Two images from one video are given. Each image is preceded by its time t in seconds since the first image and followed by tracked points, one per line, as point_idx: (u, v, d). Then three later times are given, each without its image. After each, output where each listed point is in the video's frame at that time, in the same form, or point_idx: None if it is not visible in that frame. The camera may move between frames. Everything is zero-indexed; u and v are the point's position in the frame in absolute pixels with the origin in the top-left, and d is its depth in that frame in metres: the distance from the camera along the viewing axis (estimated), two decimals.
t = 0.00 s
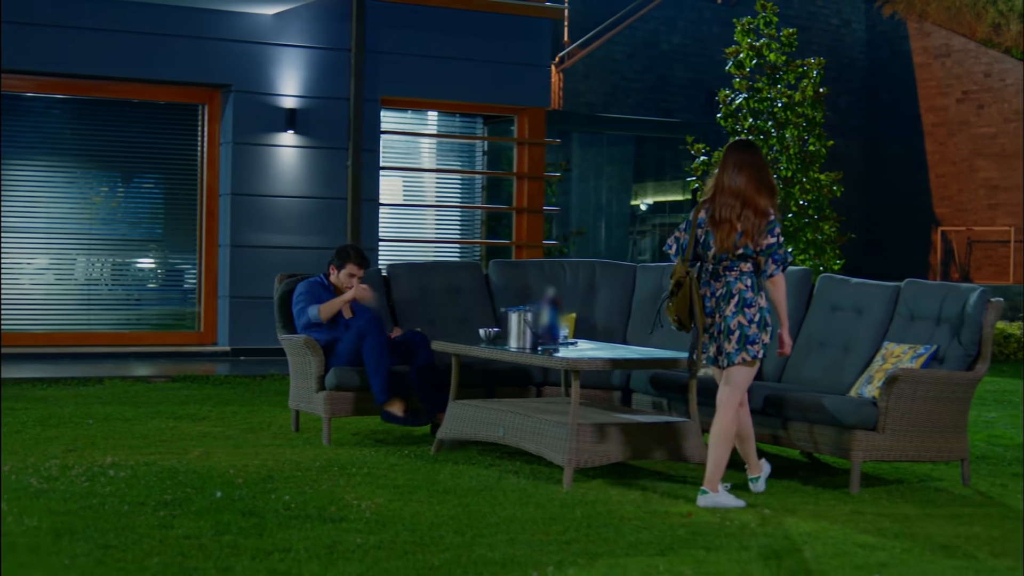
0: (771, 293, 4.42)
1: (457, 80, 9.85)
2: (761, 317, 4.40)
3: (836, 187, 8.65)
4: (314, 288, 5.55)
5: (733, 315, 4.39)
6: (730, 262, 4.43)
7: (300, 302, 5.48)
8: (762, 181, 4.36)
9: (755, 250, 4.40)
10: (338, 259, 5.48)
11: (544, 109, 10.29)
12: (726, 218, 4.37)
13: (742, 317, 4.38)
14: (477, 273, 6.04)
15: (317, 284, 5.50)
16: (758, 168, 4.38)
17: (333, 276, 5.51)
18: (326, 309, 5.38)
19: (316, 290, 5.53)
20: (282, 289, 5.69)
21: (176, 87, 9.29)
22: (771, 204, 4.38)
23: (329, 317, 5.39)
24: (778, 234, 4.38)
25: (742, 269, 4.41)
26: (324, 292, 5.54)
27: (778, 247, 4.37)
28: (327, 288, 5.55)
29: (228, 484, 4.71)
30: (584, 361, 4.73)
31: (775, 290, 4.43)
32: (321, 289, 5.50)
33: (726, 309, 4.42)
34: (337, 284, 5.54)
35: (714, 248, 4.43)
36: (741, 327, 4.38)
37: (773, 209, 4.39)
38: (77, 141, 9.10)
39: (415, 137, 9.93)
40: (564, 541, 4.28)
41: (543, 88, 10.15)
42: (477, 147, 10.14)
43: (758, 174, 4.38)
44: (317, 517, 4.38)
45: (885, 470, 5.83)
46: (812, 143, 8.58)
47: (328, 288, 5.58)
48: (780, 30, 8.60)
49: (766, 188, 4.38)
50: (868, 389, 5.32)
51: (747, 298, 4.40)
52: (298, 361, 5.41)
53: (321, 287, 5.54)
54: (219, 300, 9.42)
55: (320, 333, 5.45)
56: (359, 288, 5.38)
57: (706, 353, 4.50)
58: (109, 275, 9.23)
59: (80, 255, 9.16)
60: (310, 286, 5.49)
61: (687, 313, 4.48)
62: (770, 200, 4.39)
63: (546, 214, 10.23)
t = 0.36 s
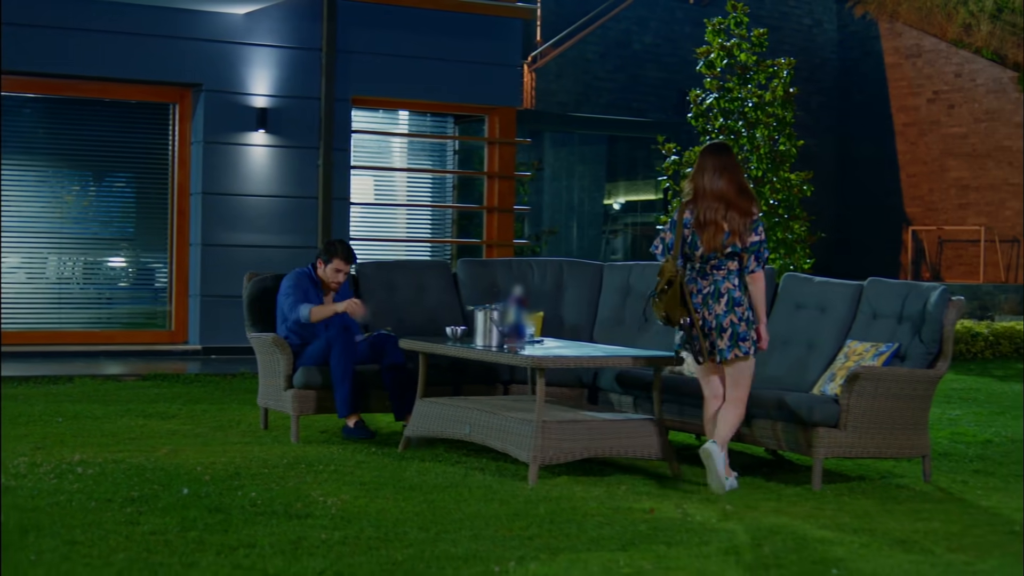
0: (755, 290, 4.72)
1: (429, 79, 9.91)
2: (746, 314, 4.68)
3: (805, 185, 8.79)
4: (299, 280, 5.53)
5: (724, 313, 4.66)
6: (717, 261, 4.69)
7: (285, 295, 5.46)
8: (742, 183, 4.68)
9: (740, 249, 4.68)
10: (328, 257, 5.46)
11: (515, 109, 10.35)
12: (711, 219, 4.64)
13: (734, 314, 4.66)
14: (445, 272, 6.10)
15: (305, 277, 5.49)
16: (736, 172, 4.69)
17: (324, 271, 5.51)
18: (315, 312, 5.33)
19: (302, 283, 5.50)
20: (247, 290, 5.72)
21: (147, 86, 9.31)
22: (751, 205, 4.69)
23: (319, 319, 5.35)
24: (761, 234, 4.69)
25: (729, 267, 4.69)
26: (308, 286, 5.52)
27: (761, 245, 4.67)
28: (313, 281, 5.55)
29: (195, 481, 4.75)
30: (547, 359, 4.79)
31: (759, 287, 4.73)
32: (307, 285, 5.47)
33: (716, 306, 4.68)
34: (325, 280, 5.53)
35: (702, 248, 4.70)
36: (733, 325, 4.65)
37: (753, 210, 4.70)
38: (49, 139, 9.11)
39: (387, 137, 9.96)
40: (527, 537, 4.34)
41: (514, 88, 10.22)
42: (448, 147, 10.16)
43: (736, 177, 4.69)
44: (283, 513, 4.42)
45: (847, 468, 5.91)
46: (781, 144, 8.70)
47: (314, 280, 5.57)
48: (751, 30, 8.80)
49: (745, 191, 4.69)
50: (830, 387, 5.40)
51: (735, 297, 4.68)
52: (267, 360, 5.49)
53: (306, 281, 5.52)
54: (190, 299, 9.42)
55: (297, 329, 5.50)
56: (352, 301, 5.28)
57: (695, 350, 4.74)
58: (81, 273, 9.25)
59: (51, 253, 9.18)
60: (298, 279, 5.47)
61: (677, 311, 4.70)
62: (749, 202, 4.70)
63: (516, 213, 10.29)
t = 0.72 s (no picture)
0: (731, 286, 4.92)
1: (401, 79, 9.96)
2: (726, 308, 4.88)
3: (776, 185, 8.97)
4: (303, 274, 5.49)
5: (712, 309, 4.82)
6: (700, 258, 4.84)
7: (293, 290, 5.41)
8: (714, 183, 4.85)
9: (720, 246, 4.87)
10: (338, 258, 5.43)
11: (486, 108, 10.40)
12: (694, 219, 4.80)
13: (718, 310, 4.84)
14: (414, 271, 6.15)
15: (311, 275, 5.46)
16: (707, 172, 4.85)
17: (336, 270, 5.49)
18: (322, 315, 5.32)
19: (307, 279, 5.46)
20: (218, 289, 5.79)
21: (117, 85, 9.33)
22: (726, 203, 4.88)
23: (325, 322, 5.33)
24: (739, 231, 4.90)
25: (712, 264, 4.87)
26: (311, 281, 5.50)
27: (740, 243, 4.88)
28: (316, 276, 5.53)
29: (163, 478, 4.79)
30: (513, 356, 4.84)
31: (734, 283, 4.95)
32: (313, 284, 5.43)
33: (702, 303, 4.82)
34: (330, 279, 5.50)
35: (686, 246, 4.83)
36: (719, 320, 4.84)
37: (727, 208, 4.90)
38: (21, 138, 9.11)
39: (358, 136, 10.01)
40: (491, 532, 4.40)
41: (485, 88, 10.28)
42: (419, 146, 10.20)
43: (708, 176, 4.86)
44: (250, 510, 4.47)
45: (812, 465, 5.99)
46: (752, 143, 8.96)
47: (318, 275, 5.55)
48: (722, 30, 8.94)
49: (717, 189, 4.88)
50: (794, 383, 5.48)
51: (718, 292, 4.86)
52: (237, 357, 5.60)
53: (311, 276, 5.49)
54: (162, 298, 9.43)
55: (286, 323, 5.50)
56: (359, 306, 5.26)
57: (677, 346, 4.83)
58: (53, 272, 9.26)
59: (23, 252, 9.17)
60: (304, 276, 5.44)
61: (667, 307, 4.78)
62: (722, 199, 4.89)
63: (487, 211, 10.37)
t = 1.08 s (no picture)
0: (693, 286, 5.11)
1: (374, 77, 10.00)
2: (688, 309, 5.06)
3: (749, 184, 9.12)
4: (299, 261, 5.57)
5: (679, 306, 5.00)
6: (671, 256, 5.03)
7: (286, 280, 5.50)
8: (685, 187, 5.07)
9: (688, 248, 5.07)
10: (333, 249, 5.48)
11: (459, 107, 10.46)
12: (672, 219, 4.99)
13: (684, 308, 5.02)
14: (385, 270, 6.19)
15: (303, 264, 5.55)
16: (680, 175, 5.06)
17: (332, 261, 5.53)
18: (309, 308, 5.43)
19: (301, 268, 5.54)
20: (189, 284, 5.81)
21: (89, 84, 9.34)
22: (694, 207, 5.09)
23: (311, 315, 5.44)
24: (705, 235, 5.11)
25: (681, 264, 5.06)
26: (307, 270, 5.58)
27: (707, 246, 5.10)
28: (313, 265, 5.60)
29: (133, 473, 4.83)
30: (481, 352, 4.88)
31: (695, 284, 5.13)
32: (306, 275, 5.52)
33: (671, 300, 5.00)
34: (326, 269, 5.57)
35: (662, 244, 5.01)
36: (686, 316, 5.02)
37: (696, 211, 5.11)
38: None
39: (331, 134, 10.05)
40: (457, 526, 4.45)
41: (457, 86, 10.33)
42: (392, 144, 10.25)
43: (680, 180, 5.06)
44: (219, 504, 4.51)
45: (778, 460, 6.07)
46: (724, 142, 9.08)
47: (315, 263, 5.62)
48: (695, 30, 9.02)
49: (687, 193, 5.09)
50: (760, 379, 5.54)
51: (684, 290, 5.04)
52: (209, 354, 5.63)
53: (306, 266, 5.57)
54: (135, 296, 9.46)
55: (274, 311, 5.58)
56: (347, 302, 5.39)
57: (645, 338, 5.02)
58: (27, 270, 9.26)
59: None
60: (298, 265, 5.53)
61: (645, 303, 4.93)
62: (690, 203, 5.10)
63: (459, 211, 10.40)
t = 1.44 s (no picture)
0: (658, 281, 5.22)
1: (352, 75, 10.05)
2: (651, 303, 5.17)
3: (726, 183, 9.31)
4: (272, 257, 5.63)
5: (639, 299, 5.11)
6: (635, 250, 5.16)
7: (261, 279, 5.57)
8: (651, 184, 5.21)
9: (655, 244, 5.19)
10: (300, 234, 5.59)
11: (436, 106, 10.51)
12: (639, 214, 5.13)
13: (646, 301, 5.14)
14: (361, 267, 6.24)
15: (277, 260, 5.62)
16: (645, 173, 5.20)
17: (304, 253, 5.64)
18: (285, 306, 5.50)
19: (275, 265, 5.61)
20: (164, 279, 5.86)
21: (66, 82, 9.36)
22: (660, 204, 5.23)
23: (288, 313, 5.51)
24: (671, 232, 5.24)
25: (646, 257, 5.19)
26: (281, 265, 5.64)
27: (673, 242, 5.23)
28: (287, 259, 5.66)
29: (108, 469, 4.86)
30: (455, 349, 4.93)
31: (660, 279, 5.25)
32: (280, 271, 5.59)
33: (631, 293, 5.12)
34: (297, 256, 5.65)
35: (626, 237, 5.14)
36: (645, 310, 5.13)
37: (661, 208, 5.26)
38: None
39: (309, 132, 10.09)
40: (429, 520, 4.50)
41: (434, 85, 10.38)
42: (370, 142, 10.29)
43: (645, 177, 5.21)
44: (191, 499, 4.55)
45: (750, 456, 6.14)
46: (701, 141, 9.29)
47: (289, 258, 5.68)
48: (671, 29, 9.17)
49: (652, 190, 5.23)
50: (732, 375, 5.62)
51: (647, 284, 5.15)
52: (184, 351, 5.68)
53: (280, 263, 5.63)
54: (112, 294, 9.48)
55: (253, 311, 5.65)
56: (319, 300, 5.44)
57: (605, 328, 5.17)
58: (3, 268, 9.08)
59: None
60: (271, 262, 5.60)
61: (609, 293, 5.08)
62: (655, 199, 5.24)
63: (436, 210, 10.47)
